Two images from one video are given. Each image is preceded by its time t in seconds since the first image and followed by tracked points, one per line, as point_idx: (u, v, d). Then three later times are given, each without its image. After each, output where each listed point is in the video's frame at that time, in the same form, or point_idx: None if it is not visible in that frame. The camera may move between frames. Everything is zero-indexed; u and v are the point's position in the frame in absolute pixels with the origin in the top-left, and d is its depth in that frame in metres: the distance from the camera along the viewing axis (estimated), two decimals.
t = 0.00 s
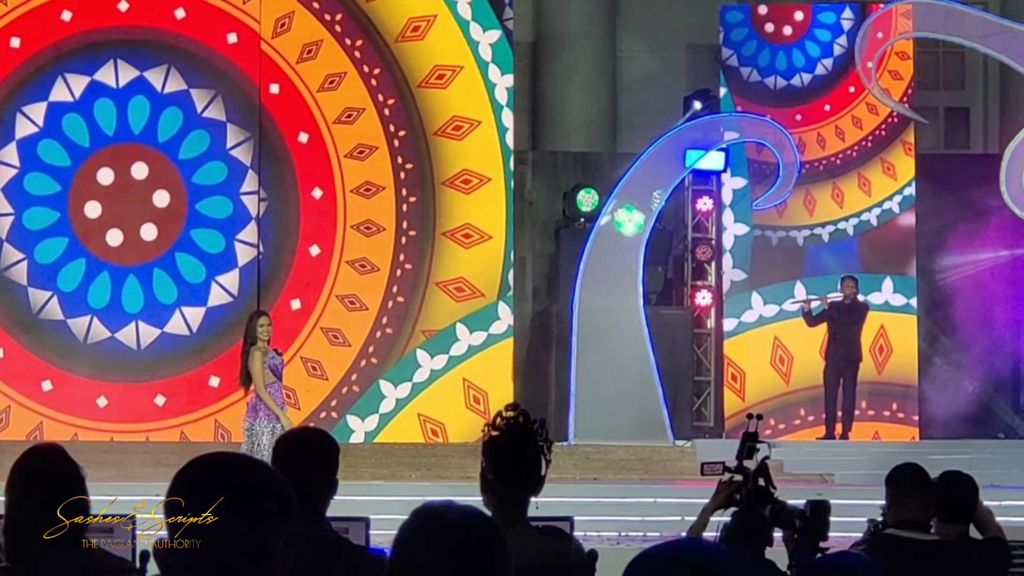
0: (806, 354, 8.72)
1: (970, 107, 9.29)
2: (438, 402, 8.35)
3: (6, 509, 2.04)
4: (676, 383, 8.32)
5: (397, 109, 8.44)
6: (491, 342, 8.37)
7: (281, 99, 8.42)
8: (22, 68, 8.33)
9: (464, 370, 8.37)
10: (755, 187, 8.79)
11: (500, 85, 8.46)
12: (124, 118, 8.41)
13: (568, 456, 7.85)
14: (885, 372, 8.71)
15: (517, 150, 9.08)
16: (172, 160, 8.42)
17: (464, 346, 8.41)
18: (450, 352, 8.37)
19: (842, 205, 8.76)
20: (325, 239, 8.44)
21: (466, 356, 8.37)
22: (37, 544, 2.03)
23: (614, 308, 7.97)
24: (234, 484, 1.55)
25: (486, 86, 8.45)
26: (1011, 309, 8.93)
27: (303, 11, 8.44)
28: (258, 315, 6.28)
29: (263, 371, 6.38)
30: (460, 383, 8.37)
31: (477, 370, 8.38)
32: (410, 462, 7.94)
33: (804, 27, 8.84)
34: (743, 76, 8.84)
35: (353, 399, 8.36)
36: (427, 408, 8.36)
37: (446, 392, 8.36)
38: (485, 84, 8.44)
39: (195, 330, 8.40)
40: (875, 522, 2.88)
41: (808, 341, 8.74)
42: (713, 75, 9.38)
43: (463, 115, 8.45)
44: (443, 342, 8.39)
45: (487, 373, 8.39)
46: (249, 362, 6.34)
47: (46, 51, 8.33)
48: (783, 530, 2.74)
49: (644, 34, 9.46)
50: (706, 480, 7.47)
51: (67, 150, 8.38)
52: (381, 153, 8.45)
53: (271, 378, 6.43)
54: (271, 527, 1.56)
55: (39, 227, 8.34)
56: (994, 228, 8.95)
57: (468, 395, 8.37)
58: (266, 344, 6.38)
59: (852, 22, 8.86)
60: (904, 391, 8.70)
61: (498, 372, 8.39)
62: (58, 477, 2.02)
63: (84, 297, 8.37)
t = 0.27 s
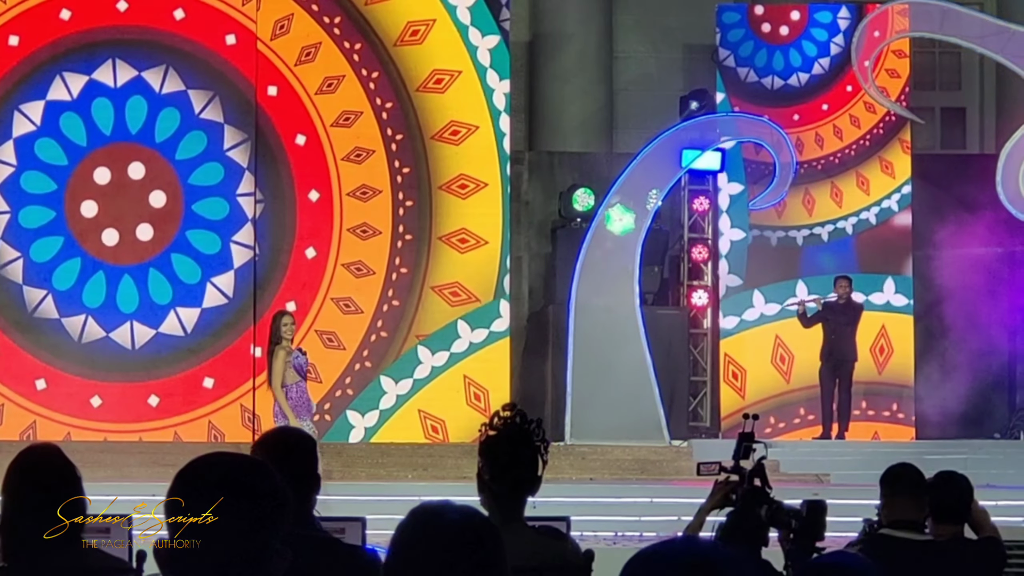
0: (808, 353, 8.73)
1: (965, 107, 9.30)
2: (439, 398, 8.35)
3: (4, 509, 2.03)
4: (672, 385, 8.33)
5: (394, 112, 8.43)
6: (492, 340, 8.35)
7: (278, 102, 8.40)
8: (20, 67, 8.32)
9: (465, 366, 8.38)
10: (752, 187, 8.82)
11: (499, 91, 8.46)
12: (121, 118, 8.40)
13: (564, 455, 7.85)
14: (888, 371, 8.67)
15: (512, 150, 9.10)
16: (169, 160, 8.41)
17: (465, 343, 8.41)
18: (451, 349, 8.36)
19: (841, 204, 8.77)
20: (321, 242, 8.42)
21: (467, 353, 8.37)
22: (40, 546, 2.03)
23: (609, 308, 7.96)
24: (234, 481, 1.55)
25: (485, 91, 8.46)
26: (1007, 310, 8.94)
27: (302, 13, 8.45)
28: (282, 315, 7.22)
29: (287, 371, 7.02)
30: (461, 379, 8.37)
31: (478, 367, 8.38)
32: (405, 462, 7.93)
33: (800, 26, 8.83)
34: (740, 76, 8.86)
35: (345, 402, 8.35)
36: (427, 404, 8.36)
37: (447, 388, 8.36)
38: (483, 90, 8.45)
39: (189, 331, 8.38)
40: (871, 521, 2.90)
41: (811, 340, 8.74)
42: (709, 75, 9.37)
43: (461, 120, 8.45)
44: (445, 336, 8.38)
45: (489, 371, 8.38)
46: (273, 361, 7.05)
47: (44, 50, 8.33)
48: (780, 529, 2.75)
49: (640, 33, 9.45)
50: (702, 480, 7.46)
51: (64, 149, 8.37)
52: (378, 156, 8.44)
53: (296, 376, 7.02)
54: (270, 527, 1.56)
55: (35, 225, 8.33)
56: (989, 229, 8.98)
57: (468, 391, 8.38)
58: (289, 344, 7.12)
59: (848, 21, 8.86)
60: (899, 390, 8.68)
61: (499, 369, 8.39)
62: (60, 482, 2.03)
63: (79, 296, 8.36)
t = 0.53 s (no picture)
0: (805, 353, 8.76)
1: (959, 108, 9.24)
2: (439, 395, 8.33)
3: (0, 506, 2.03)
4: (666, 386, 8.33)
5: (390, 116, 8.39)
6: (492, 337, 8.34)
7: (274, 104, 8.38)
8: (16, 66, 8.32)
9: (464, 364, 8.35)
10: (748, 188, 8.80)
11: (495, 96, 8.44)
12: (117, 118, 8.40)
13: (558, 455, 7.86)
14: (886, 373, 8.68)
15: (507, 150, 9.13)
16: (164, 160, 8.39)
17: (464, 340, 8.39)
18: (450, 346, 8.35)
19: (838, 203, 8.77)
20: (315, 245, 8.39)
21: (466, 350, 8.35)
22: (39, 547, 2.02)
23: (603, 309, 7.97)
24: (234, 486, 1.54)
25: (480, 96, 8.43)
26: (1001, 311, 8.94)
27: (298, 15, 8.41)
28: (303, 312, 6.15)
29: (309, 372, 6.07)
30: (460, 377, 8.35)
31: (477, 364, 8.36)
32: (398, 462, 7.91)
33: (794, 26, 8.85)
34: (736, 77, 8.85)
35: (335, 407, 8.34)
36: (425, 401, 8.34)
37: (447, 384, 8.34)
38: (479, 95, 8.43)
39: (182, 333, 8.37)
40: (863, 523, 2.88)
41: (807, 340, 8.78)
42: (703, 75, 9.38)
43: (456, 125, 8.42)
44: (444, 334, 8.37)
45: (487, 368, 8.36)
46: (292, 363, 6.08)
47: (40, 49, 8.32)
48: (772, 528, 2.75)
49: (635, 32, 9.43)
50: (695, 480, 7.48)
51: (59, 148, 8.37)
52: (373, 160, 8.40)
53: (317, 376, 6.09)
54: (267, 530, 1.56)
55: (30, 224, 8.34)
56: (984, 230, 9.00)
57: (467, 389, 8.35)
58: (311, 342, 6.13)
59: (842, 21, 8.86)
60: (891, 390, 8.67)
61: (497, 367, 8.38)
62: (56, 483, 2.01)
63: (71, 295, 8.35)
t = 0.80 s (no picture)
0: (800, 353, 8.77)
1: (951, 107, 9.33)
2: (434, 391, 8.30)
3: None
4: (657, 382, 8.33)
5: (383, 120, 8.35)
6: (488, 335, 8.28)
7: (267, 106, 8.36)
8: (9, 65, 8.30)
9: (460, 362, 8.30)
10: (738, 186, 8.81)
11: (488, 101, 8.34)
12: (109, 118, 8.38)
13: (549, 454, 7.86)
14: (881, 373, 8.67)
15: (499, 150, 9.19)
16: (155, 161, 8.38)
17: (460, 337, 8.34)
18: (446, 343, 8.31)
19: (832, 202, 8.80)
20: (305, 247, 8.38)
21: (462, 347, 8.30)
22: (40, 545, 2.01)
23: (595, 308, 7.96)
24: (232, 483, 1.56)
25: (474, 101, 8.34)
26: (991, 311, 8.97)
27: (292, 17, 8.35)
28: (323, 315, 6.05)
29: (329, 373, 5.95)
30: (456, 374, 8.30)
31: (473, 362, 8.30)
32: (389, 462, 7.89)
33: (785, 26, 8.85)
34: (727, 78, 8.88)
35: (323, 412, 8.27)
36: (420, 397, 8.32)
37: (442, 382, 8.30)
38: (472, 100, 8.34)
39: (171, 334, 8.35)
40: (853, 523, 2.87)
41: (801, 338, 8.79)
42: (695, 75, 9.39)
43: (449, 129, 8.35)
44: (440, 331, 8.33)
45: (482, 366, 8.30)
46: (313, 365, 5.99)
47: (33, 48, 8.30)
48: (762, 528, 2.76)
49: (626, 33, 9.44)
50: (686, 480, 7.49)
51: (51, 147, 8.34)
52: (365, 163, 8.36)
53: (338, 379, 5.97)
54: (251, 524, 1.57)
55: (21, 222, 8.32)
56: (975, 231, 9.02)
57: (462, 386, 8.30)
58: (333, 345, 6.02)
59: (833, 19, 8.86)
60: (879, 390, 8.67)
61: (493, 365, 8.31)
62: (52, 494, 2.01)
63: (61, 294, 8.33)
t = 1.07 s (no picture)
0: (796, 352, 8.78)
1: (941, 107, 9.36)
2: (430, 388, 8.29)
3: None
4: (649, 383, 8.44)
5: (375, 124, 8.34)
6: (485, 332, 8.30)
7: (260, 108, 8.33)
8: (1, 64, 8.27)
9: (456, 359, 8.30)
10: (728, 185, 8.80)
11: (481, 107, 8.37)
12: (101, 118, 8.35)
13: (540, 454, 7.86)
14: (876, 374, 8.67)
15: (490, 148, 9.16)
16: (147, 161, 8.35)
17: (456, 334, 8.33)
18: (443, 340, 8.31)
19: (825, 201, 8.80)
20: (295, 250, 8.36)
21: (459, 345, 8.30)
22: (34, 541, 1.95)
23: (587, 307, 7.96)
24: (234, 485, 1.56)
25: (466, 106, 8.36)
26: (980, 311, 9.00)
27: (286, 20, 8.34)
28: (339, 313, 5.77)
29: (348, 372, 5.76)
30: (452, 372, 8.30)
31: (468, 359, 8.30)
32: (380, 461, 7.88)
33: (777, 26, 8.88)
34: (719, 77, 8.86)
35: (314, 412, 8.27)
36: (416, 394, 8.31)
37: (438, 379, 8.30)
38: (465, 105, 8.35)
39: (160, 335, 8.33)
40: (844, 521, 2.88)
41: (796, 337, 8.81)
42: (685, 75, 9.40)
43: (441, 135, 8.35)
44: (438, 328, 8.32)
45: (478, 363, 8.31)
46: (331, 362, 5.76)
47: (26, 47, 8.28)
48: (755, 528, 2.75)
49: (616, 33, 9.45)
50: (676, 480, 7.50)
51: (42, 146, 8.32)
52: (357, 167, 8.36)
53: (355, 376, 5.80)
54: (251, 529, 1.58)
55: (11, 221, 8.29)
56: (966, 230, 9.03)
57: (458, 383, 8.29)
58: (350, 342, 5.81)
59: (824, 19, 8.90)
60: (865, 389, 8.69)
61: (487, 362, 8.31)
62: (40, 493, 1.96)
63: (51, 293, 8.30)
